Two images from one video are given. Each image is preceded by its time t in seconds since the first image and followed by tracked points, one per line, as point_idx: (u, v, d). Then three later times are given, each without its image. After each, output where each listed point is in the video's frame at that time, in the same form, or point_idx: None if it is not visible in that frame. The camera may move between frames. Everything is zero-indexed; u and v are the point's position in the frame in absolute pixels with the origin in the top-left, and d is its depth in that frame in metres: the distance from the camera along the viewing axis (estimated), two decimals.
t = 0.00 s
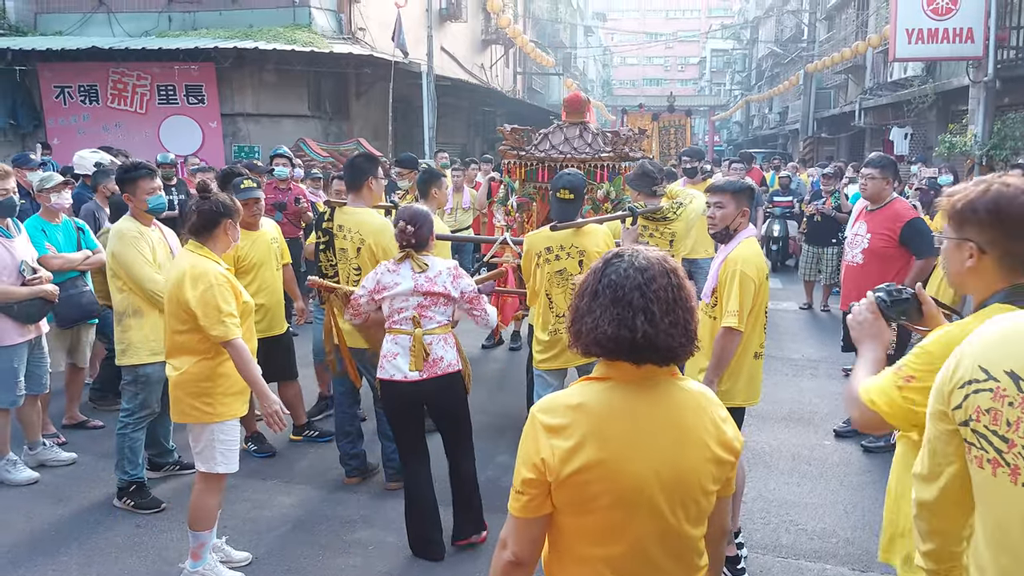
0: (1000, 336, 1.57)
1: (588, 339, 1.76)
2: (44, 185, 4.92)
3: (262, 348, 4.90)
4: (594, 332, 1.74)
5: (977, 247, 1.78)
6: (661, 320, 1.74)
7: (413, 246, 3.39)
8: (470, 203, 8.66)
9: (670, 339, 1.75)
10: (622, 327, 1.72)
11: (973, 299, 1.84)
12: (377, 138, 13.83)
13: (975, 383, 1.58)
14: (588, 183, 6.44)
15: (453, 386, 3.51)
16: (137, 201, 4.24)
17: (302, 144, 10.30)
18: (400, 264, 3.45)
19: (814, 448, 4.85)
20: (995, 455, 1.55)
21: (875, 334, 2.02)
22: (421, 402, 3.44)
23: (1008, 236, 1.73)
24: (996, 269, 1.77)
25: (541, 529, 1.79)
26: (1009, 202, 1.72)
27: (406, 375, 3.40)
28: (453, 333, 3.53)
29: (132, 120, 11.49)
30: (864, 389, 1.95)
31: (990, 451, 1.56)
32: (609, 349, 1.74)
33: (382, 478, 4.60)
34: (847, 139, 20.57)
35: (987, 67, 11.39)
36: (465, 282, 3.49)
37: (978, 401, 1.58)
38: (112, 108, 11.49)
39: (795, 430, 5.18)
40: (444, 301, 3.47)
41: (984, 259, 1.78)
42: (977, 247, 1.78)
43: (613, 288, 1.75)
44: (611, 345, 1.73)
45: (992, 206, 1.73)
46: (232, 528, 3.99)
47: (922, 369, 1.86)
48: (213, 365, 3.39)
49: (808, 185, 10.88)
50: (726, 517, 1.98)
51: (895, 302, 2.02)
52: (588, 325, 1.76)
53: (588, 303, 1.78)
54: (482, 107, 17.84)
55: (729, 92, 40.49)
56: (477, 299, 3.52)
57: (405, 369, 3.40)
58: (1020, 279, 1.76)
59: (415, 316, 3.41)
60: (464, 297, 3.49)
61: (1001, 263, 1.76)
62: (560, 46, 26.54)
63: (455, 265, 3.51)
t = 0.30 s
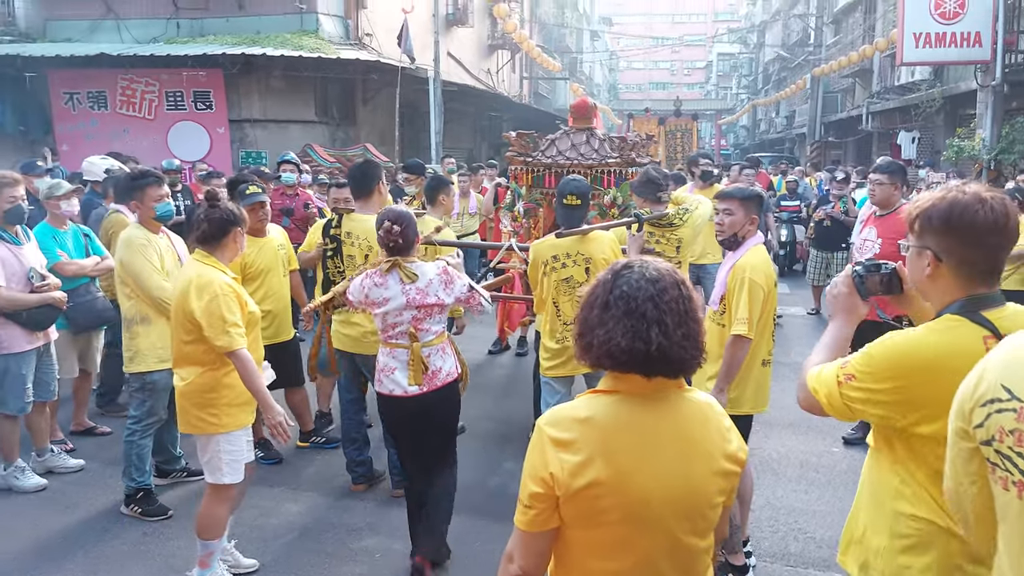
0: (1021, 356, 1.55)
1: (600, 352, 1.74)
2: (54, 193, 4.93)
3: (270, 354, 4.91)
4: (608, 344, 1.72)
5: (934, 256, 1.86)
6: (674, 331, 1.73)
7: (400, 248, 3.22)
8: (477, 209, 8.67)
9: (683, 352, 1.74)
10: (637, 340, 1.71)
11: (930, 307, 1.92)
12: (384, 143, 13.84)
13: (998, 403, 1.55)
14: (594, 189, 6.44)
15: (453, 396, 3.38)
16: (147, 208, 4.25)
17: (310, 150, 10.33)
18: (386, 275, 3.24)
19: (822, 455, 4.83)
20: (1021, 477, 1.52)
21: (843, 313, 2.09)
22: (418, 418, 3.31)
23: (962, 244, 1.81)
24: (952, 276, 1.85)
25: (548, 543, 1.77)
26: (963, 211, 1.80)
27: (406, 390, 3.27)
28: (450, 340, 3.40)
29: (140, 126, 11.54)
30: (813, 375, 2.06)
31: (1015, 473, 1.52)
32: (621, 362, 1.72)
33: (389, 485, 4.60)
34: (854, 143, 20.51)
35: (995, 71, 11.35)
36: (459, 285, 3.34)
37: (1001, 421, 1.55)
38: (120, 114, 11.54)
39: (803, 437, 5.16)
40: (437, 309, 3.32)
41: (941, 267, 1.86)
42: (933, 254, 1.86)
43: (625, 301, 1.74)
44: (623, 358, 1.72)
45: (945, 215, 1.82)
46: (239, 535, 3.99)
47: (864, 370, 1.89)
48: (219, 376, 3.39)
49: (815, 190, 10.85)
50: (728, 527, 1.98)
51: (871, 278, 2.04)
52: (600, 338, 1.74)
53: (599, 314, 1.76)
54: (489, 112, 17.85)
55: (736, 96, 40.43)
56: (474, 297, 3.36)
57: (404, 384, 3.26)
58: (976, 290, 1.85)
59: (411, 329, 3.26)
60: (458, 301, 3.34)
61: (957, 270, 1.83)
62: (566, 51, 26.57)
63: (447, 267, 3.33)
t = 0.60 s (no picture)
0: None
1: (622, 358, 1.73)
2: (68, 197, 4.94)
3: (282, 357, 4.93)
4: (631, 350, 1.71)
5: (919, 259, 1.86)
6: (695, 335, 1.73)
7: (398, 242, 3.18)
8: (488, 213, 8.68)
9: (705, 356, 1.75)
10: (661, 344, 1.70)
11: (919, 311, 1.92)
12: (395, 147, 13.86)
13: None
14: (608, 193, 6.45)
15: (443, 406, 3.31)
16: (157, 211, 4.28)
17: (322, 154, 10.38)
18: (383, 274, 3.17)
19: (835, 460, 4.81)
20: None
21: (844, 288, 2.07)
22: (411, 424, 3.23)
23: (947, 247, 1.81)
24: (939, 279, 1.84)
25: (565, 552, 1.75)
26: (946, 213, 1.80)
27: (397, 398, 3.19)
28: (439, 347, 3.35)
29: (153, 130, 11.61)
30: (800, 361, 2.04)
31: None
32: (645, 367, 1.71)
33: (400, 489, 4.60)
34: (867, 146, 20.42)
35: (1009, 75, 11.28)
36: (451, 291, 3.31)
37: None
38: (133, 118, 11.61)
39: (816, 442, 5.13)
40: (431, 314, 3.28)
41: (926, 271, 1.85)
42: (916, 258, 1.86)
43: (647, 306, 1.73)
44: (646, 363, 1.71)
45: (926, 218, 1.82)
46: (250, 537, 4.00)
47: (850, 364, 1.88)
48: (223, 377, 3.39)
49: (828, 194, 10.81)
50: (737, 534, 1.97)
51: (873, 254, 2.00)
52: (622, 343, 1.73)
53: (620, 319, 1.75)
54: (500, 115, 17.87)
55: (748, 99, 40.32)
56: (462, 306, 3.36)
57: (396, 392, 3.18)
58: (964, 294, 1.84)
59: (406, 332, 3.19)
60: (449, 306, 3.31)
61: (945, 274, 1.83)
62: (577, 55, 26.56)
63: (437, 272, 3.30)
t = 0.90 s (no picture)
0: None
1: (662, 367, 1.71)
2: (91, 203, 5.03)
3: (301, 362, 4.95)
4: (672, 358, 1.70)
5: (905, 260, 1.88)
6: (730, 339, 1.75)
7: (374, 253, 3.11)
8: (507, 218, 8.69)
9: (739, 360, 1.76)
10: (701, 351, 1.71)
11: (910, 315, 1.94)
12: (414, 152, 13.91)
13: None
14: (626, 198, 6.49)
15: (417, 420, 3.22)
16: (181, 216, 4.34)
17: (341, 159, 10.45)
18: (360, 280, 3.04)
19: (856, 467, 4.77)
20: None
21: (849, 287, 2.04)
22: (384, 440, 3.13)
23: (934, 249, 1.81)
24: (925, 283, 1.86)
25: (591, 560, 1.74)
26: (936, 216, 1.80)
27: (370, 412, 3.04)
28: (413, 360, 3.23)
29: (175, 136, 11.72)
30: (784, 361, 2.07)
31: None
32: (686, 374, 1.71)
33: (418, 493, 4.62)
34: (887, 150, 20.27)
35: None
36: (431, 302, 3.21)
37: None
38: (156, 124, 11.73)
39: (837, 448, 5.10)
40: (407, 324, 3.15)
41: (911, 273, 1.87)
42: (904, 260, 1.88)
43: (682, 313, 1.72)
44: (685, 370, 1.71)
45: (912, 221, 1.84)
46: (271, 541, 4.03)
47: (827, 367, 1.92)
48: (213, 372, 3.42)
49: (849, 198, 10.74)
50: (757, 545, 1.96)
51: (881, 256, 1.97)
52: (660, 352, 1.71)
53: (656, 327, 1.72)
54: (518, 120, 17.90)
55: (767, 103, 40.15)
56: (443, 316, 3.25)
57: (369, 406, 3.04)
58: (948, 300, 1.85)
59: (380, 343, 3.05)
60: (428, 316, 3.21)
61: (931, 278, 1.84)
62: (595, 59, 26.53)
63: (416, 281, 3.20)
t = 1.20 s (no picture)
0: None
1: (723, 370, 1.72)
2: (127, 207, 5.12)
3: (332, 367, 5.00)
4: (732, 361, 1.71)
5: (922, 268, 1.86)
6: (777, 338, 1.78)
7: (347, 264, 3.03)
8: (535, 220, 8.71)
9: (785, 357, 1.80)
10: (757, 351, 1.74)
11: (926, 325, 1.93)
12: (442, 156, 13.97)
13: None
14: (654, 203, 6.50)
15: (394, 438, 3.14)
16: (216, 220, 4.42)
17: (370, 164, 10.55)
18: (327, 293, 2.97)
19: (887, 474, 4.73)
20: None
21: (876, 299, 2.02)
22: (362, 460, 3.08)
23: (951, 256, 1.79)
24: (941, 291, 1.84)
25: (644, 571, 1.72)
26: (950, 222, 1.78)
27: (342, 431, 3.00)
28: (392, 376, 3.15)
29: (208, 141, 11.89)
30: (801, 371, 2.09)
31: None
32: (746, 375, 1.73)
33: (446, 496, 4.64)
34: (920, 152, 20.01)
35: None
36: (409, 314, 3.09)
37: None
38: (189, 129, 11.90)
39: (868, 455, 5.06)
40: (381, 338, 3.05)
41: (927, 279, 1.86)
42: (920, 267, 1.87)
43: (734, 316, 1.73)
44: (743, 371, 1.73)
45: (929, 227, 1.82)
46: (301, 542, 4.07)
47: (839, 378, 1.93)
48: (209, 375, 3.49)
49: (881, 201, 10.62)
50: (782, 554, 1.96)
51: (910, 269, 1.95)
52: (718, 357, 1.72)
53: (711, 332, 1.72)
54: (545, 123, 17.92)
55: (797, 104, 39.83)
56: (421, 329, 3.09)
57: (342, 425, 2.99)
58: (964, 310, 1.83)
59: (351, 359, 2.99)
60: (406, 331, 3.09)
61: (946, 286, 1.82)
62: (623, 63, 26.47)
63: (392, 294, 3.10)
